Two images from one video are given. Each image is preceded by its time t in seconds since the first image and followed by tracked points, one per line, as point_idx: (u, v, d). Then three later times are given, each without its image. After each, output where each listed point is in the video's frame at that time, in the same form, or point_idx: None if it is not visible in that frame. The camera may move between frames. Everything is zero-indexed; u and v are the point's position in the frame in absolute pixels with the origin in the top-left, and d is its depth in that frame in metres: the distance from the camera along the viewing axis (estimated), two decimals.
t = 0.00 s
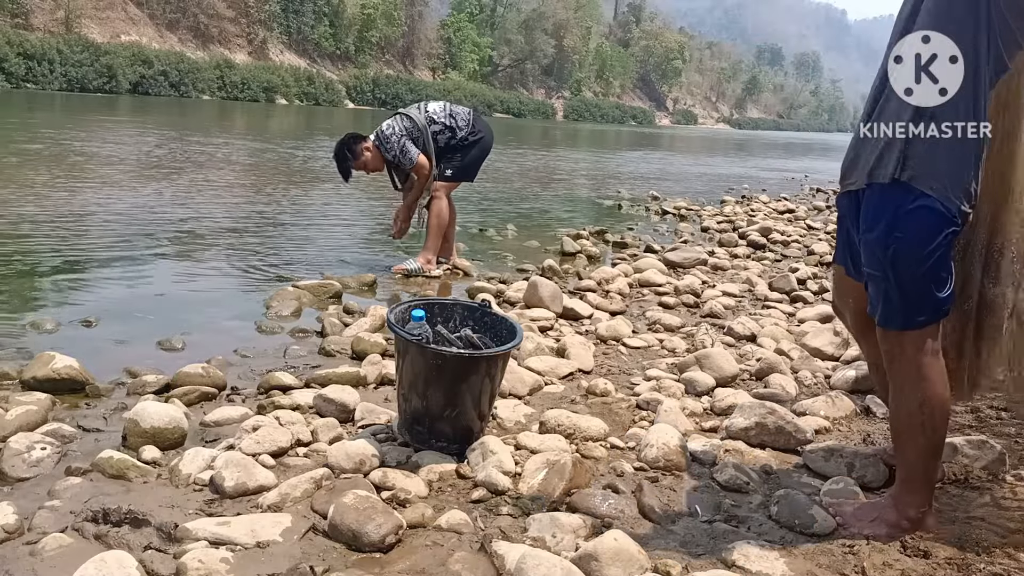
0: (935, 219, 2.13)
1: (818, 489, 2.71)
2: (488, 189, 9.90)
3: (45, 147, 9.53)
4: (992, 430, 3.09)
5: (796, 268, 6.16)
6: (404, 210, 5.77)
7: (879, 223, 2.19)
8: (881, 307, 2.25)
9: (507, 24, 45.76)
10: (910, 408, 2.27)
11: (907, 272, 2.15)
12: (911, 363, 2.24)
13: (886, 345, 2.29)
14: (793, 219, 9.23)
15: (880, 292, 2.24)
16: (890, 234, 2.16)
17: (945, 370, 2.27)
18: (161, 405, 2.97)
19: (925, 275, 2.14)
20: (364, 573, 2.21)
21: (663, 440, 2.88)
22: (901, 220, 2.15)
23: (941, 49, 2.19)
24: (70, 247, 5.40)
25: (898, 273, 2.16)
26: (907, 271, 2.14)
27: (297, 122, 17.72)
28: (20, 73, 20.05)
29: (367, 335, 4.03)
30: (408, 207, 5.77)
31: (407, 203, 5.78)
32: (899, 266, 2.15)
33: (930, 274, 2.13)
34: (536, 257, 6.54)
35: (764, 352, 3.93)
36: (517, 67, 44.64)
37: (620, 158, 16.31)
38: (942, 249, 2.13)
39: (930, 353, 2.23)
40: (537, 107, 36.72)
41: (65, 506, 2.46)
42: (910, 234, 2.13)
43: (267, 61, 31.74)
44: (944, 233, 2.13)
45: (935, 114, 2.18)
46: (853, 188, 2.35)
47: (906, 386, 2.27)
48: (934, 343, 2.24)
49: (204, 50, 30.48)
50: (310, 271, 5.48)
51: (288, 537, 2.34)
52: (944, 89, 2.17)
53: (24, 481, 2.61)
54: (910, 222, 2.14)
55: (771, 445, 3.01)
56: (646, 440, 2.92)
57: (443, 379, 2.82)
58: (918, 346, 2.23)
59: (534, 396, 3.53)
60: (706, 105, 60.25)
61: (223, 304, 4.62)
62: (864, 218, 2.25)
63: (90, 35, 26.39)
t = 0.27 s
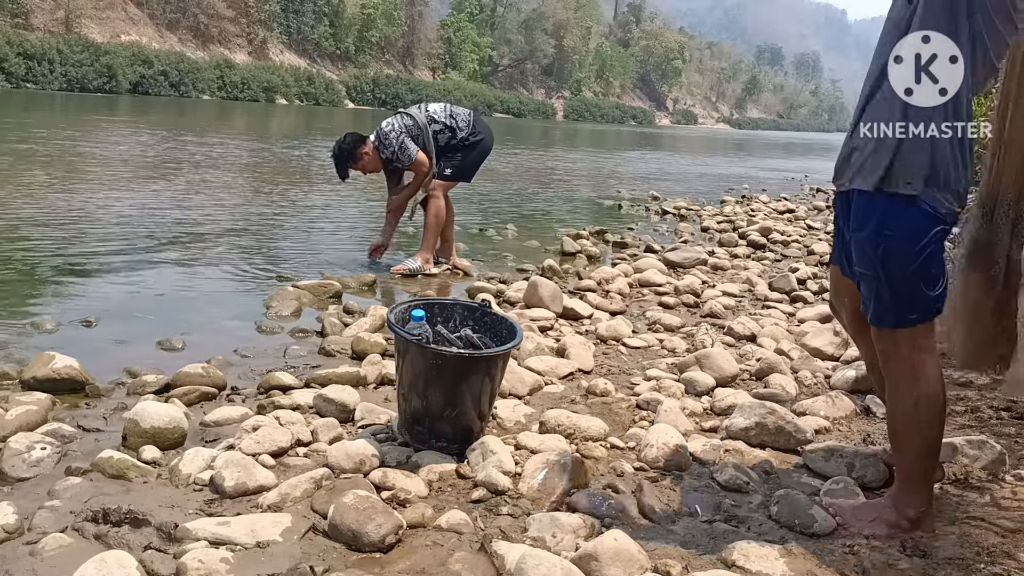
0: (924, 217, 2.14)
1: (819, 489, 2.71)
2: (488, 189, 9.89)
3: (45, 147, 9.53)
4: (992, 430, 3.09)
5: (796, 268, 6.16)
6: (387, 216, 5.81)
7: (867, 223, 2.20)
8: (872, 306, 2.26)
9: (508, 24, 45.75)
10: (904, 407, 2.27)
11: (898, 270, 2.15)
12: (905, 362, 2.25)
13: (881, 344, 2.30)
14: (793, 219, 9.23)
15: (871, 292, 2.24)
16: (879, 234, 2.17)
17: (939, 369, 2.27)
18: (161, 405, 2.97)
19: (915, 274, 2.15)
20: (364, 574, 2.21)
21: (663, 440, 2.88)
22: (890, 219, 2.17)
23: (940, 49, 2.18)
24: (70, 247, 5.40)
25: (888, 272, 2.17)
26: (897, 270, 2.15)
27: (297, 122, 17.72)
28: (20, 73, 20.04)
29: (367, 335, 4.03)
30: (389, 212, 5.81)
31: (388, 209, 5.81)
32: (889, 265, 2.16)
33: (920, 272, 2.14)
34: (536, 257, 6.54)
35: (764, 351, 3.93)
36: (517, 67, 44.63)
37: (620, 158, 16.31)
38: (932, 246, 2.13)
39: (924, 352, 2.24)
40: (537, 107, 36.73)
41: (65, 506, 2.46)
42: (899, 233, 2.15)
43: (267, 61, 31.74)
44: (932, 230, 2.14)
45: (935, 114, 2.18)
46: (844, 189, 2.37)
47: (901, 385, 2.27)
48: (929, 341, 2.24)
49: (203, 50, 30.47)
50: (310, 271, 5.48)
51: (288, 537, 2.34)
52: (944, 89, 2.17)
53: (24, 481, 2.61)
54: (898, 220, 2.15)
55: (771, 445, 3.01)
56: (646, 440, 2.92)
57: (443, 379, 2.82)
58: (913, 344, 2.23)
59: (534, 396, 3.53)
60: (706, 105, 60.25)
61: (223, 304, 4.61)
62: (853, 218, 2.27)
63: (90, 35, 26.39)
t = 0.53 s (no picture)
0: (920, 216, 2.15)
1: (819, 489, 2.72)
2: (488, 189, 9.90)
3: (45, 147, 9.53)
4: (992, 430, 3.09)
5: (796, 268, 6.16)
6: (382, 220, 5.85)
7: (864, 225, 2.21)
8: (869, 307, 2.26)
9: (508, 24, 45.75)
10: (903, 407, 2.27)
11: (897, 267, 2.17)
12: (905, 361, 2.25)
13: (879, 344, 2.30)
14: (793, 219, 9.23)
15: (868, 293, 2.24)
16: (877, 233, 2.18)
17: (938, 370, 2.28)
18: (161, 405, 2.97)
19: (913, 271, 2.16)
20: (364, 574, 2.21)
21: (663, 441, 2.88)
22: (886, 218, 2.18)
23: (940, 49, 2.18)
24: (70, 247, 5.40)
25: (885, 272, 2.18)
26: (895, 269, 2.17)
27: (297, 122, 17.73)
28: (20, 73, 20.04)
29: (367, 335, 4.03)
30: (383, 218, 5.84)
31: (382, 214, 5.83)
32: (886, 264, 2.17)
33: (918, 271, 2.16)
34: (536, 257, 6.54)
35: (764, 351, 3.93)
36: (517, 67, 44.63)
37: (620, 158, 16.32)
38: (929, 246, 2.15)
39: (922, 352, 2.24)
40: (537, 107, 36.74)
41: (65, 506, 2.46)
42: (895, 232, 2.16)
43: (267, 61, 31.74)
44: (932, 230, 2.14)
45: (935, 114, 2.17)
46: (844, 190, 2.39)
47: (900, 385, 2.27)
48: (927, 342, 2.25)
49: (203, 50, 30.48)
50: (310, 271, 5.48)
51: (288, 537, 2.34)
52: (944, 89, 2.17)
53: (24, 481, 2.61)
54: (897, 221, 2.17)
55: (771, 445, 3.01)
56: (646, 440, 2.92)
57: (443, 379, 2.82)
58: (911, 344, 2.23)
59: (534, 396, 3.53)
60: (706, 105, 60.26)
61: (223, 304, 4.61)
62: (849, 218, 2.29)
63: (90, 35, 26.40)
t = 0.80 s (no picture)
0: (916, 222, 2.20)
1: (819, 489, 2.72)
2: (488, 189, 9.89)
3: (45, 147, 9.53)
4: (992, 430, 3.09)
5: (797, 268, 6.16)
6: (381, 216, 5.79)
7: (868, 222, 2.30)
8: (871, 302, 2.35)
9: (508, 24, 45.74)
10: (903, 407, 2.27)
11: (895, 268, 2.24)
12: (904, 361, 2.26)
13: (879, 344, 2.31)
14: (793, 219, 9.23)
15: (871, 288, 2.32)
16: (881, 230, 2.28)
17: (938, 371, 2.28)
18: (161, 405, 2.97)
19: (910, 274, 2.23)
20: (364, 574, 2.21)
21: (663, 441, 2.88)
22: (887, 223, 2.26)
23: (940, 49, 2.17)
24: (70, 247, 5.40)
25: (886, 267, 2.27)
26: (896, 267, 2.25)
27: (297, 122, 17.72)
28: (20, 73, 20.04)
29: (367, 335, 4.03)
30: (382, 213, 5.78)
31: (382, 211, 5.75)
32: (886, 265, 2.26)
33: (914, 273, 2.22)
34: (536, 257, 6.54)
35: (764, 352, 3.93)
36: (516, 67, 44.62)
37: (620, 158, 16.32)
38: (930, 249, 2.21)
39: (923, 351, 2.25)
40: (537, 107, 36.73)
41: (65, 506, 2.46)
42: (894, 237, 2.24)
43: (267, 61, 31.73)
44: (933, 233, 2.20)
45: (935, 115, 2.17)
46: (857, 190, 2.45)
47: (900, 385, 2.28)
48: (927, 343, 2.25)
49: (203, 50, 30.47)
50: (310, 271, 5.48)
51: (288, 537, 2.34)
52: (943, 89, 2.16)
53: (24, 481, 2.61)
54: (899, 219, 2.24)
55: (771, 445, 3.01)
56: (646, 440, 2.92)
57: (443, 379, 2.82)
58: (911, 345, 2.24)
59: (534, 396, 3.53)
60: (706, 105, 60.26)
61: (223, 304, 4.61)
62: (855, 216, 2.38)
63: (90, 35, 26.40)
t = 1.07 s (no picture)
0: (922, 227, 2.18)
1: (819, 489, 2.72)
2: (488, 189, 9.89)
3: (45, 147, 9.53)
4: (992, 430, 3.09)
5: (796, 268, 6.16)
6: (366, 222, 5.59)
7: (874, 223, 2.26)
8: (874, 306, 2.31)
9: (508, 24, 45.75)
10: (906, 407, 2.27)
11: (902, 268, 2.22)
12: (907, 361, 2.26)
13: (883, 345, 2.31)
14: (793, 219, 9.24)
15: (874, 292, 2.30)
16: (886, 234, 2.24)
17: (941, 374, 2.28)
18: (161, 405, 2.97)
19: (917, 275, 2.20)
20: (364, 574, 2.21)
21: (663, 440, 2.88)
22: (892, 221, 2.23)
23: (940, 50, 2.18)
24: (70, 247, 5.40)
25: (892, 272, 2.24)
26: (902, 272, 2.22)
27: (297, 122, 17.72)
28: (20, 73, 20.04)
29: (367, 335, 4.03)
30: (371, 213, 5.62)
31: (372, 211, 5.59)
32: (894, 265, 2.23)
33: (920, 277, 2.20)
34: (536, 257, 6.54)
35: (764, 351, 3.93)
36: (516, 67, 44.62)
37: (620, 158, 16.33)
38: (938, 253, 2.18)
39: (926, 352, 2.25)
40: (537, 107, 36.76)
41: (65, 506, 2.46)
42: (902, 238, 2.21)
43: (267, 61, 31.73)
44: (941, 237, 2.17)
45: (935, 114, 2.15)
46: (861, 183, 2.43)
47: (902, 386, 2.27)
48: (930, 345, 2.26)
49: (203, 50, 30.48)
50: (310, 271, 5.48)
51: (288, 537, 2.34)
52: (944, 89, 2.15)
53: (24, 481, 2.61)
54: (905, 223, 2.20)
55: (771, 445, 3.01)
56: (646, 440, 2.92)
57: (443, 380, 2.82)
58: (914, 345, 2.25)
59: (534, 396, 3.53)
60: (706, 105, 60.29)
61: (223, 304, 4.61)
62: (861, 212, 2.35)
63: (90, 35, 26.40)
